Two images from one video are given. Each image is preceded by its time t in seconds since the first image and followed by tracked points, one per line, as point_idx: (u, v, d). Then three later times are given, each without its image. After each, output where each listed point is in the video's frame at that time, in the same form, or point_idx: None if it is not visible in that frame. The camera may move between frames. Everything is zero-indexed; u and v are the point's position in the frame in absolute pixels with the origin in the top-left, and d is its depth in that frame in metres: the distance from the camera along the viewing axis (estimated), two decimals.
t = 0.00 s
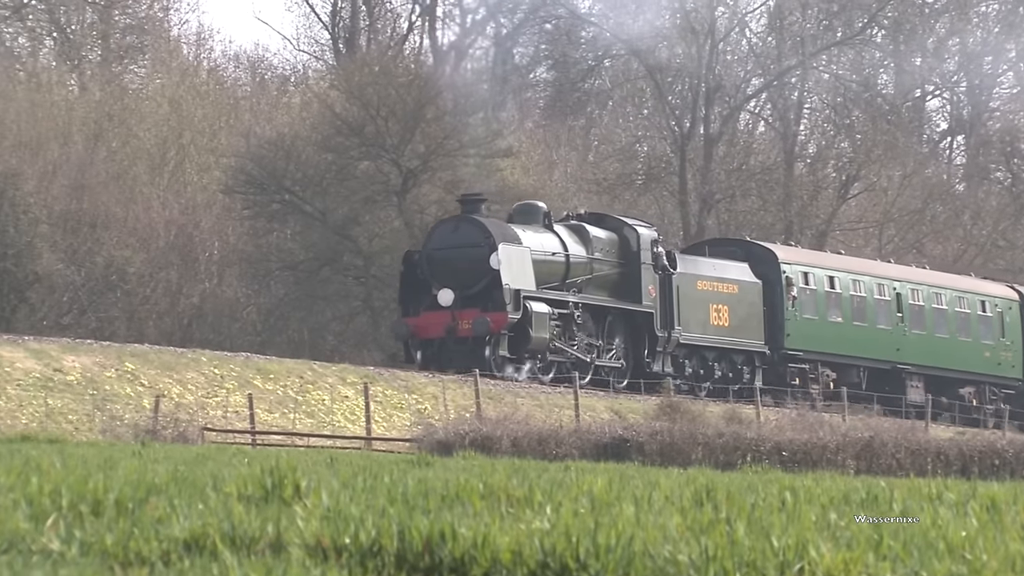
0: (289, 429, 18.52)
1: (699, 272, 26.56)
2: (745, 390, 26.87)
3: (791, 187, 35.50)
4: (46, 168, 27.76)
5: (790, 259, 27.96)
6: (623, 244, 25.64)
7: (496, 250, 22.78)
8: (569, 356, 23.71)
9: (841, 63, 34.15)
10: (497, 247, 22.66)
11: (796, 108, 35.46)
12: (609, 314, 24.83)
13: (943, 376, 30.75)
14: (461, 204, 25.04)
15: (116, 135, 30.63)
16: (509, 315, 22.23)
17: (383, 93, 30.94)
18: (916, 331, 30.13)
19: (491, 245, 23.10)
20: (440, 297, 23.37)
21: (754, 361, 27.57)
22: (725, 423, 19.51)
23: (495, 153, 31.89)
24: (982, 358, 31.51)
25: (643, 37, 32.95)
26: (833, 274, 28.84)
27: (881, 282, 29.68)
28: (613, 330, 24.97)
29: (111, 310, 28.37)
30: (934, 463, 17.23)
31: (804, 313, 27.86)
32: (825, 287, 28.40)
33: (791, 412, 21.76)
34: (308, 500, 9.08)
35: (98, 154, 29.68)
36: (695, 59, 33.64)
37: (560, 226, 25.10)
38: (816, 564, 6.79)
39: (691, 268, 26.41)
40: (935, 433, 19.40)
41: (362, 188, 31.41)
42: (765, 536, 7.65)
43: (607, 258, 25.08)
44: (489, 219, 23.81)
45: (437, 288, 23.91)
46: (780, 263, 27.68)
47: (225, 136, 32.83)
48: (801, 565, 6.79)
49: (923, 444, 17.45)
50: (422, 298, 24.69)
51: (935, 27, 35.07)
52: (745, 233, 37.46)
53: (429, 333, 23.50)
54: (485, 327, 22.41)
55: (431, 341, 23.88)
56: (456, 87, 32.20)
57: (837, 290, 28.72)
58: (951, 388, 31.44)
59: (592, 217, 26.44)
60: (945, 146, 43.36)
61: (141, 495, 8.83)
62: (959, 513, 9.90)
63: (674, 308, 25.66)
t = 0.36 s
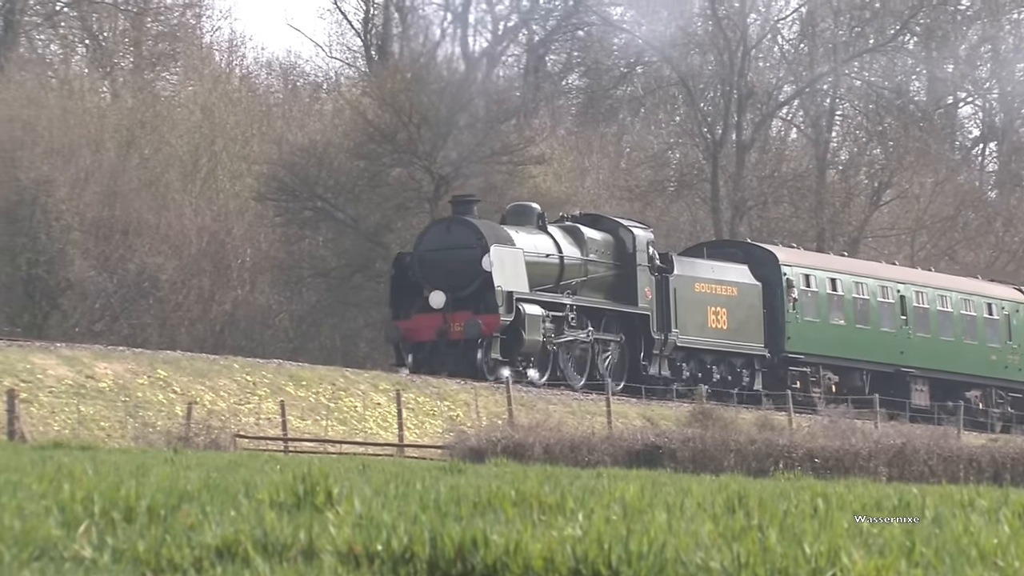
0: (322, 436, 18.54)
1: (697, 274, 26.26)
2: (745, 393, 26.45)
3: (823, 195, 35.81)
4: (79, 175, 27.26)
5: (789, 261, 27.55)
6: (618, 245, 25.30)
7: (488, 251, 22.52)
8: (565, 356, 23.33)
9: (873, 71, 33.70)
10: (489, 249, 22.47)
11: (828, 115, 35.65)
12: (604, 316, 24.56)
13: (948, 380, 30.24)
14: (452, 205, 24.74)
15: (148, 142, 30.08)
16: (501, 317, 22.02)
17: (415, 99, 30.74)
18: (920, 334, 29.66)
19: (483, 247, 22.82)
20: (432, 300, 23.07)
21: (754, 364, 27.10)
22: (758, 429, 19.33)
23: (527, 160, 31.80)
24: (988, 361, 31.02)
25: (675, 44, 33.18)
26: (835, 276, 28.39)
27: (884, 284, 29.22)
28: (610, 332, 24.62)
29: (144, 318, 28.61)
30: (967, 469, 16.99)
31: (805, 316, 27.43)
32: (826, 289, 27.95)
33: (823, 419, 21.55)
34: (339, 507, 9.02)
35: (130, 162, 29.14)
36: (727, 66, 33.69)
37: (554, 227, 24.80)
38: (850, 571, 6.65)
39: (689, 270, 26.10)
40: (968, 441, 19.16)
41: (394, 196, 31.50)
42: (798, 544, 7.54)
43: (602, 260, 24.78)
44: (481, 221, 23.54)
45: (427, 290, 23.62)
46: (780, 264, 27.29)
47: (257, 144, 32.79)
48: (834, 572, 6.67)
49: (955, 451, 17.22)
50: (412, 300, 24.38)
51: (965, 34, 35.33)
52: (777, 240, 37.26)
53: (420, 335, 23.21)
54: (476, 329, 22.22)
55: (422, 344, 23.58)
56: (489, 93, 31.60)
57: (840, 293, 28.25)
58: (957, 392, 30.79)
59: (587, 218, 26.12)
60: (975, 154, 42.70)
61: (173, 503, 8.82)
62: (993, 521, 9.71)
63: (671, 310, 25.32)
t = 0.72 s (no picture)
0: (360, 446, 18.52)
1: (701, 279, 25.75)
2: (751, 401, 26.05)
3: (863, 205, 35.40)
4: (117, 185, 26.83)
5: (796, 266, 27.22)
6: (620, 250, 24.72)
7: (486, 257, 21.81)
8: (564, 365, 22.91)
9: (913, 81, 33.51)
10: (487, 254, 21.78)
11: (867, 126, 35.43)
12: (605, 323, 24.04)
13: (959, 386, 29.81)
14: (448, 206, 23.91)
15: (188, 152, 29.80)
16: (499, 324, 21.42)
17: (455, 110, 30.59)
18: (930, 340, 29.22)
19: (480, 252, 22.10)
20: (428, 305, 22.35)
21: (760, 371, 26.73)
22: (797, 440, 19.12)
23: (565, 170, 31.86)
24: (1001, 367, 30.62)
25: (714, 54, 32.91)
26: (842, 281, 28.04)
27: (893, 289, 28.82)
28: (611, 339, 24.16)
29: (183, 328, 28.05)
30: (1006, 480, 16.83)
31: (811, 321, 27.12)
32: (834, 295, 27.64)
33: (862, 429, 21.33)
34: (378, 517, 8.96)
35: (170, 172, 28.81)
36: (765, 76, 33.51)
37: (555, 231, 24.12)
38: None
39: (692, 275, 25.60)
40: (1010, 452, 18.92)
41: (434, 205, 31.45)
42: (836, 554, 7.43)
43: (603, 265, 24.19)
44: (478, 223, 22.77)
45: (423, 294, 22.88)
46: (786, 269, 26.96)
47: (296, 153, 32.55)
48: None
49: (995, 461, 17.05)
50: (407, 303, 23.62)
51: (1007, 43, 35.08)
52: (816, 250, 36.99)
53: (416, 341, 22.51)
54: (474, 336, 21.61)
55: (418, 349, 22.91)
56: (527, 104, 31.37)
57: (847, 298, 27.92)
58: (970, 398, 30.56)
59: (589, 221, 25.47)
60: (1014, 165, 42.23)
61: (212, 513, 8.81)
62: None
63: (673, 316, 24.91)
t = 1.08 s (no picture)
0: (398, 459, 18.50)
1: (703, 286, 25.15)
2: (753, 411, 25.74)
3: (901, 217, 35.36)
4: (156, 198, 26.08)
5: (801, 274, 26.75)
6: (620, 257, 24.25)
7: (483, 263, 21.49)
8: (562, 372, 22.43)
9: (951, 93, 33.24)
10: (482, 260, 21.46)
11: (905, 137, 35.13)
12: (604, 330, 23.52)
13: (969, 395, 29.53)
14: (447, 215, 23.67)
15: (225, 164, 29.33)
16: (494, 330, 20.95)
17: (494, 123, 30.73)
18: (938, 349, 28.88)
19: (477, 258, 21.79)
20: (423, 313, 22.00)
21: (764, 378, 26.27)
22: (836, 453, 18.98)
23: (604, 183, 31.82)
24: (1012, 376, 30.34)
25: (752, 67, 33.05)
26: (849, 289, 27.58)
27: (901, 297, 28.47)
28: (611, 346, 23.67)
29: (222, 341, 27.02)
30: None
31: (817, 329, 26.64)
32: (840, 303, 27.16)
33: (902, 442, 21.19)
34: (416, 530, 8.92)
35: (207, 185, 27.95)
36: (804, 88, 33.16)
37: (553, 238, 23.66)
38: None
39: (694, 282, 24.99)
40: None
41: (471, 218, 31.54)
42: (877, 566, 7.34)
43: (602, 272, 23.71)
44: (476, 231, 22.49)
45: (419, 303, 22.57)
46: (790, 276, 26.51)
47: (334, 166, 32.47)
48: None
49: None
50: (404, 313, 23.31)
51: None
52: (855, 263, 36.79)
53: (410, 349, 22.12)
54: (469, 343, 21.21)
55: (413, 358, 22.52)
56: (565, 117, 31.54)
57: (854, 306, 27.46)
58: (980, 408, 30.32)
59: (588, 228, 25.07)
60: None
61: (250, 525, 8.80)
62: None
63: (674, 324, 24.31)
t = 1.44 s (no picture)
0: (433, 472, 18.48)
1: (701, 293, 24.89)
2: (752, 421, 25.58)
3: (937, 230, 35.17)
4: (192, 212, 25.99)
5: (802, 282, 26.40)
6: (616, 264, 24.02)
7: (474, 272, 21.02)
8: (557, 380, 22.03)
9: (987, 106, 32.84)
10: (473, 267, 21.05)
11: (941, 150, 35.03)
12: (600, 338, 23.27)
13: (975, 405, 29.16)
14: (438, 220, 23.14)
15: (262, 177, 28.88)
16: (486, 340, 20.56)
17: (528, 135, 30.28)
18: (944, 358, 28.51)
19: (468, 267, 21.30)
20: (414, 321, 21.53)
21: (765, 388, 25.97)
22: (873, 467, 18.71)
23: (639, 196, 32.01)
24: (1019, 385, 29.96)
25: (788, 79, 33.22)
26: (852, 297, 27.26)
27: (906, 305, 28.09)
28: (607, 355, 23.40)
29: (258, 354, 26.93)
30: None
31: (819, 338, 26.29)
32: (842, 311, 26.82)
33: (937, 455, 20.94)
34: (452, 543, 8.88)
35: (243, 199, 27.75)
36: (840, 101, 32.97)
37: (547, 245, 23.41)
38: None
39: (692, 289, 24.75)
40: None
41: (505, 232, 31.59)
42: None
43: (597, 279, 23.48)
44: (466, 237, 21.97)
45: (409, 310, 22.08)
46: (791, 284, 26.17)
47: (371, 180, 31.93)
48: None
49: None
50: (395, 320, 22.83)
51: None
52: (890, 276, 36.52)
53: (400, 358, 21.67)
54: (460, 352, 20.77)
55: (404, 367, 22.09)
56: (600, 130, 31.61)
57: (856, 314, 27.12)
58: (987, 417, 30.05)
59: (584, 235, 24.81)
60: None
61: (285, 537, 8.80)
62: None
63: (671, 333, 24.06)
